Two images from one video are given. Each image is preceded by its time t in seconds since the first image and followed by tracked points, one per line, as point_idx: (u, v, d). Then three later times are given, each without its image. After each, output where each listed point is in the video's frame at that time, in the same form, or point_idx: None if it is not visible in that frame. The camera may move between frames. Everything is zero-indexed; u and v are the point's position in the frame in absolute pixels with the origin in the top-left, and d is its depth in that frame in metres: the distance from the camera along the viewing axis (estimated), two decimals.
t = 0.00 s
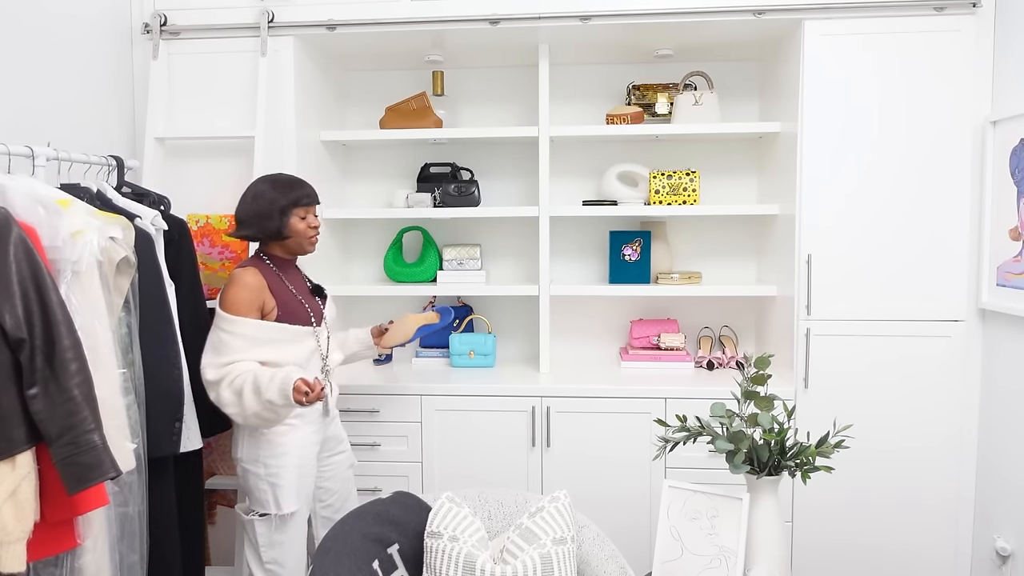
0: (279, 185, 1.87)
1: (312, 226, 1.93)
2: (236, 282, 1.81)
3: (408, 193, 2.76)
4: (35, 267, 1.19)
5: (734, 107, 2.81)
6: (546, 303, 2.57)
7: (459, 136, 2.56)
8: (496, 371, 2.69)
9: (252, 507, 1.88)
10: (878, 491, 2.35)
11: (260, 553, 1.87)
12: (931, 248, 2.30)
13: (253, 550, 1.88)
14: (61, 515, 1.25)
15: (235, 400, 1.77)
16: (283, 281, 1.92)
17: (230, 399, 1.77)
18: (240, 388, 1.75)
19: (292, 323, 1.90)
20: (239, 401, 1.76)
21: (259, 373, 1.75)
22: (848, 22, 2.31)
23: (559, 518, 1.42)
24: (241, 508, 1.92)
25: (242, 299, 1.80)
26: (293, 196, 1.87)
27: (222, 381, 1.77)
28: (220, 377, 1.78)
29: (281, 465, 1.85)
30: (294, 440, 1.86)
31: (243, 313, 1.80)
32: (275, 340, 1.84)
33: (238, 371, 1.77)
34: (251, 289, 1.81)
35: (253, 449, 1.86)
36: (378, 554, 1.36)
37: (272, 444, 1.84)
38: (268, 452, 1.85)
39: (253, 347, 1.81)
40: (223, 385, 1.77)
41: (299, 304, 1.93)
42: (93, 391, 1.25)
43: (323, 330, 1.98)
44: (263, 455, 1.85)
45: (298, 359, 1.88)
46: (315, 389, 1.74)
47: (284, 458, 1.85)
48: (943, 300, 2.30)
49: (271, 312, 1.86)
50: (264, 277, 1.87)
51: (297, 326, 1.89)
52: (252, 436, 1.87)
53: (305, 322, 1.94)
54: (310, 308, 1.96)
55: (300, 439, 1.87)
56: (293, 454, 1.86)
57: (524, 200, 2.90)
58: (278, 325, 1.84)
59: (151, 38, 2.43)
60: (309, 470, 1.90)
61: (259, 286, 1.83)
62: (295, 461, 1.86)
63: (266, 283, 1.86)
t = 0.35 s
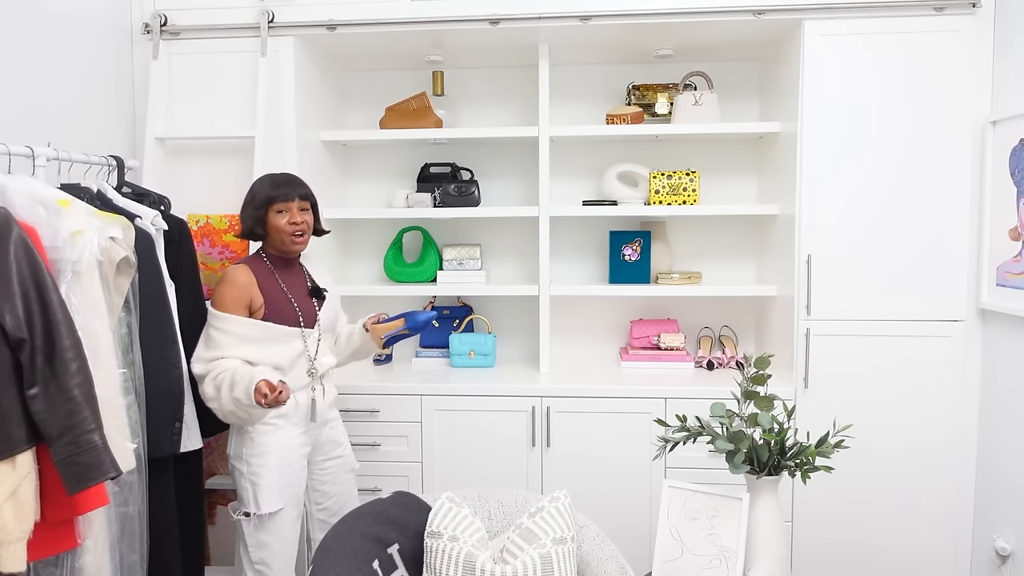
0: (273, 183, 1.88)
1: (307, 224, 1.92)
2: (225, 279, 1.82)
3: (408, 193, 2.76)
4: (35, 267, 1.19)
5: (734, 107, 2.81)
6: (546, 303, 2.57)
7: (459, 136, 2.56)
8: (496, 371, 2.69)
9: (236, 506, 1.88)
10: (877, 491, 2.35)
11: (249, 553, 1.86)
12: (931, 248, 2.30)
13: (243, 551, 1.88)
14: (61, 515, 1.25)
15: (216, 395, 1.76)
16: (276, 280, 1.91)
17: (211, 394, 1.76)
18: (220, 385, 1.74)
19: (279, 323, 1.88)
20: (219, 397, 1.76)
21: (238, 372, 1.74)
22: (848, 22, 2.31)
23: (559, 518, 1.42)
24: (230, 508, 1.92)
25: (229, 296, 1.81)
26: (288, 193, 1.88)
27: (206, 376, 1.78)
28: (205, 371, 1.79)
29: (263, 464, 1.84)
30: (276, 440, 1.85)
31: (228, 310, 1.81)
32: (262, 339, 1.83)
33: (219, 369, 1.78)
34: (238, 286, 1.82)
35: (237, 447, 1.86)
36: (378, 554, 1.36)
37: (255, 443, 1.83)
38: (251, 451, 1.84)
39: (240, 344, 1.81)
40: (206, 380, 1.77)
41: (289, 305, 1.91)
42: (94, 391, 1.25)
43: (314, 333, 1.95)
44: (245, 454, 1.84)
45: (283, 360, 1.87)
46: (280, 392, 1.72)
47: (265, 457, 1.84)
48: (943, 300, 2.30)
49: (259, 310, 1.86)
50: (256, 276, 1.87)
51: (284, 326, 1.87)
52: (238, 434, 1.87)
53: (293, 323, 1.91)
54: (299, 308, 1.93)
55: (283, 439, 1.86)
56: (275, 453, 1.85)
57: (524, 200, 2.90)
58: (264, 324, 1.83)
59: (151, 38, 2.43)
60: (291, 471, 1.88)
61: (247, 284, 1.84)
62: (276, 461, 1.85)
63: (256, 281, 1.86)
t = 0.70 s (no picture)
0: (277, 183, 1.88)
1: (309, 225, 1.91)
2: (219, 278, 1.84)
3: (408, 193, 2.76)
4: (35, 268, 1.19)
5: (734, 107, 2.81)
6: (546, 303, 2.57)
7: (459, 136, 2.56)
8: (497, 371, 2.69)
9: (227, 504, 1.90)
10: (877, 491, 2.35)
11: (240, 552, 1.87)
12: (931, 247, 2.30)
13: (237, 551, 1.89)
14: (61, 515, 1.25)
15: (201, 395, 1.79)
16: (273, 280, 1.91)
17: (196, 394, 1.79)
18: (201, 386, 1.77)
19: (268, 326, 1.88)
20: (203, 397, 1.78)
21: (217, 376, 1.75)
22: (848, 23, 2.31)
23: (559, 518, 1.42)
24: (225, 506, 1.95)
25: (222, 296, 1.83)
26: (292, 193, 1.88)
27: (195, 374, 1.81)
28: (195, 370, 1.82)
29: (247, 462, 1.85)
30: (260, 439, 1.87)
31: (218, 309, 1.83)
32: (250, 342, 1.84)
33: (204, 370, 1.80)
34: (231, 286, 1.83)
35: (225, 446, 1.88)
36: (378, 554, 1.36)
37: (240, 441, 1.86)
38: (238, 449, 1.86)
39: (231, 344, 1.83)
40: (194, 379, 1.80)
41: (278, 308, 1.89)
42: (94, 391, 1.25)
43: (303, 337, 1.91)
44: (232, 452, 1.87)
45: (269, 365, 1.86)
46: (238, 412, 1.70)
47: (249, 456, 1.85)
48: (943, 300, 2.30)
49: (251, 311, 1.86)
50: (252, 276, 1.88)
51: (270, 330, 1.86)
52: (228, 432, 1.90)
53: (280, 326, 1.89)
54: (289, 311, 1.90)
55: (268, 438, 1.88)
56: (258, 453, 1.86)
57: (524, 200, 2.90)
58: (253, 325, 1.83)
59: (151, 38, 2.43)
60: (277, 472, 1.88)
61: (241, 285, 1.84)
62: (260, 460, 1.86)
63: (250, 282, 1.86)
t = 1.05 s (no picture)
0: (283, 183, 1.88)
1: (314, 227, 1.91)
2: (223, 279, 1.83)
3: (408, 193, 2.76)
4: (35, 267, 1.19)
5: (734, 107, 2.81)
6: (546, 303, 2.57)
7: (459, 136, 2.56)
8: (496, 371, 2.69)
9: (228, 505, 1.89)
10: (877, 491, 2.35)
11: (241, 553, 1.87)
12: (931, 247, 2.30)
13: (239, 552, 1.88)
14: (61, 515, 1.25)
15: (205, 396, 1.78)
16: (277, 280, 1.91)
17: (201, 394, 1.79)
18: (207, 386, 1.76)
19: (273, 326, 1.88)
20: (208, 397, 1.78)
21: (225, 377, 1.75)
22: (848, 22, 2.31)
23: (559, 518, 1.42)
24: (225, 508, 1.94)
25: (227, 296, 1.82)
26: (298, 194, 1.88)
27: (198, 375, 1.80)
28: (199, 370, 1.81)
29: (251, 463, 1.85)
30: (263, 439, 1.86)
31: (223, 310, 1.82)
32: (256, 342, 1.83)
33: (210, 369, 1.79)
34: (236, 287, 1.83)
35: (227, 446, 1.88)
36: (378, 554, 1.36)
37: (243, 442, 1.85)
38: (241, 450, 1.86)
39: (234, 344, 1.82)
40: (198, 380, 1.79)
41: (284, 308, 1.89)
42: (94, 391, 1.25)
43: (309, 338, 1.92)
44: (235, 452, 1.86)
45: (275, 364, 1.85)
46: (255, 409, 1.72)
47: (252, 457, 1.85)
48: (943, 300, 2.30)
49: (256, 311, 1.86)
50: (256, 276, 1.87)
51: (276, 330, 1.86)
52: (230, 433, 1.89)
53: (287, 326, 1.89)
54: (295, 311, 1.91)
55: (271, 439, 1.87)
56: (261, 454, 1.85)
57: (524, 200, 2.90)
58: (259, 325, 1.83)
59: (151, 38, 2.43)
60: (280, 473, 1.88)
61: (246, 284, 1.84)
62: (263, 461, 1.86)
63: (255, 282, 1.86)
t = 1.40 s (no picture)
0: (283, 183, 1.88)
1: (314, 227, 1.91)
2: (223, 279, 1.83)
3: (408, 193, 2.76)
4: (35, 267, 1.19)
5: (734, 107, 2.81)
6: (546, 303, 2.57)
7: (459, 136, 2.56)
8: (496, 371, 2.69)
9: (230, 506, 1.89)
10: (877, 491, 2.35)
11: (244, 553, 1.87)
12: (931, 247, 2.30)
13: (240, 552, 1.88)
14: (61, 515, 1.25)
15: (205, 396, 1.78)
16: (276, 280, 1.91)
17: (201, 395, 1.78)
18: (208, 386, 1.76)
19: (273, 326, 1.88)
20: (208, 397, 1.77)
21: (226, 376, 1.75)
22: (848, 22, 2.31)
23: (559, 518, 1.42)
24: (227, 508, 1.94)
25: (227, 296, 1.82)
26: (298, 194, 1.88)
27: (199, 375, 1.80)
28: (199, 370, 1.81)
29: (252, 463, 1.84)
30: (265, 440, 1.86)
31: (222, 310, 1.82)
32: (256, 342, 1.83)
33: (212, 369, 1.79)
34: (235, 287, 1.82)
35: (228, 447, 1.88)
36: (378, 554, 1.36)
37: (245, 442, 1.85)
38: (242, 450, 1.86)
39: (234, 344, 1.82)
40: (198, 380, 1.79)
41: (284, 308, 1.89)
42: (94, 391, 1.25)
43: (308, 338, 1.92)
44: (236, 453, 1.86)
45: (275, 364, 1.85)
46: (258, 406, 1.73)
47: (254, 457, 1.85)
48: (943, 300, 2.30)
49: (255, 311, 1.86)
50: (255, 276, 1.87)
51: (275, 330, 1.86)
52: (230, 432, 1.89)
53: (286, 326, 1.89)
54: (294, 311, 1.91)
55: (273, 439, 1.87)
56: (262, 454, 1.85)
57: (524, 200, 2.90)
58: (259, 325, 1.83)
59: (151, 38, 2.43)
60: (281, 473, 1.88)
61: (245, 284, 1.84)
62: (265, 461, 1.85)
63: (254, 282, 1.86)
